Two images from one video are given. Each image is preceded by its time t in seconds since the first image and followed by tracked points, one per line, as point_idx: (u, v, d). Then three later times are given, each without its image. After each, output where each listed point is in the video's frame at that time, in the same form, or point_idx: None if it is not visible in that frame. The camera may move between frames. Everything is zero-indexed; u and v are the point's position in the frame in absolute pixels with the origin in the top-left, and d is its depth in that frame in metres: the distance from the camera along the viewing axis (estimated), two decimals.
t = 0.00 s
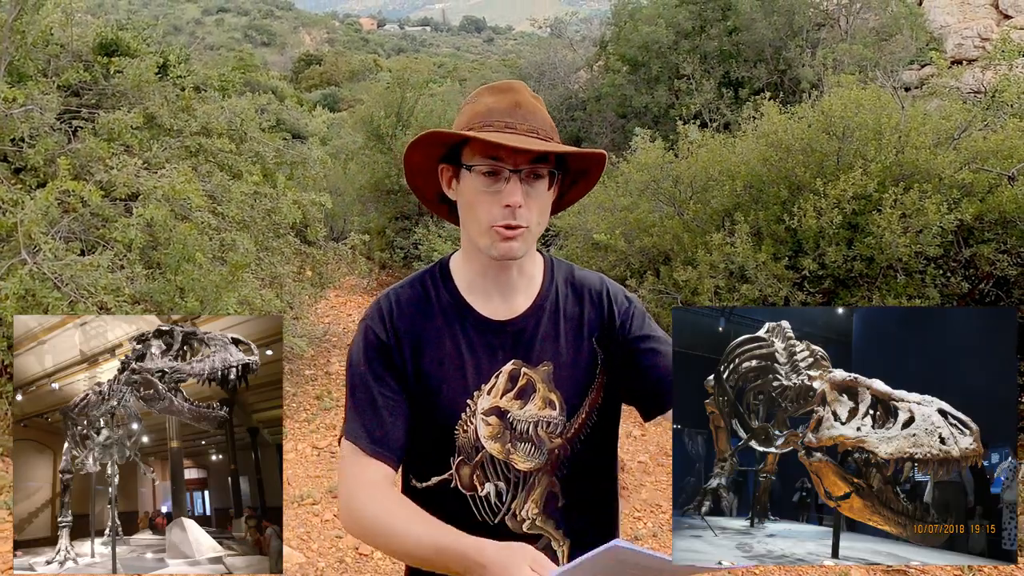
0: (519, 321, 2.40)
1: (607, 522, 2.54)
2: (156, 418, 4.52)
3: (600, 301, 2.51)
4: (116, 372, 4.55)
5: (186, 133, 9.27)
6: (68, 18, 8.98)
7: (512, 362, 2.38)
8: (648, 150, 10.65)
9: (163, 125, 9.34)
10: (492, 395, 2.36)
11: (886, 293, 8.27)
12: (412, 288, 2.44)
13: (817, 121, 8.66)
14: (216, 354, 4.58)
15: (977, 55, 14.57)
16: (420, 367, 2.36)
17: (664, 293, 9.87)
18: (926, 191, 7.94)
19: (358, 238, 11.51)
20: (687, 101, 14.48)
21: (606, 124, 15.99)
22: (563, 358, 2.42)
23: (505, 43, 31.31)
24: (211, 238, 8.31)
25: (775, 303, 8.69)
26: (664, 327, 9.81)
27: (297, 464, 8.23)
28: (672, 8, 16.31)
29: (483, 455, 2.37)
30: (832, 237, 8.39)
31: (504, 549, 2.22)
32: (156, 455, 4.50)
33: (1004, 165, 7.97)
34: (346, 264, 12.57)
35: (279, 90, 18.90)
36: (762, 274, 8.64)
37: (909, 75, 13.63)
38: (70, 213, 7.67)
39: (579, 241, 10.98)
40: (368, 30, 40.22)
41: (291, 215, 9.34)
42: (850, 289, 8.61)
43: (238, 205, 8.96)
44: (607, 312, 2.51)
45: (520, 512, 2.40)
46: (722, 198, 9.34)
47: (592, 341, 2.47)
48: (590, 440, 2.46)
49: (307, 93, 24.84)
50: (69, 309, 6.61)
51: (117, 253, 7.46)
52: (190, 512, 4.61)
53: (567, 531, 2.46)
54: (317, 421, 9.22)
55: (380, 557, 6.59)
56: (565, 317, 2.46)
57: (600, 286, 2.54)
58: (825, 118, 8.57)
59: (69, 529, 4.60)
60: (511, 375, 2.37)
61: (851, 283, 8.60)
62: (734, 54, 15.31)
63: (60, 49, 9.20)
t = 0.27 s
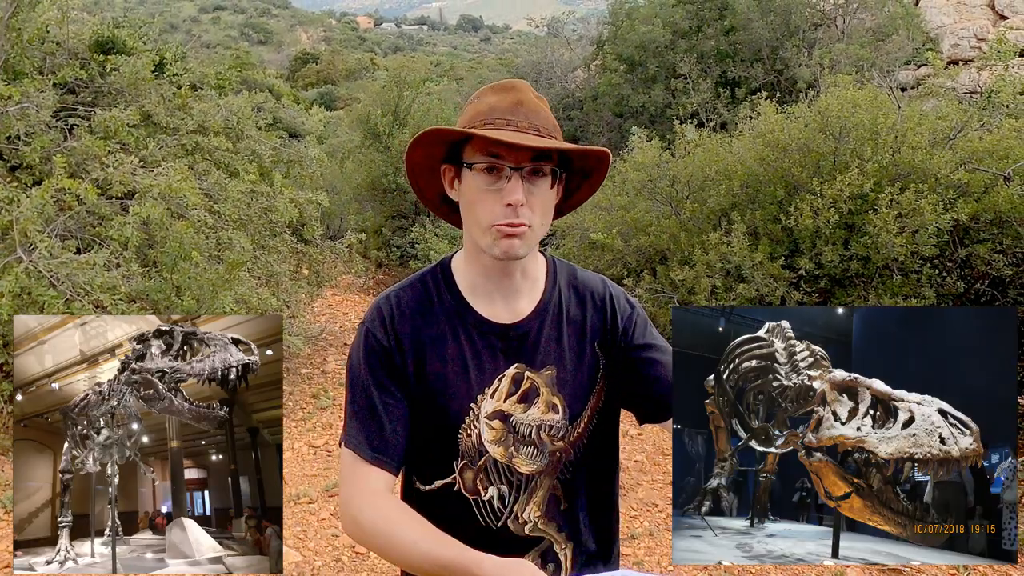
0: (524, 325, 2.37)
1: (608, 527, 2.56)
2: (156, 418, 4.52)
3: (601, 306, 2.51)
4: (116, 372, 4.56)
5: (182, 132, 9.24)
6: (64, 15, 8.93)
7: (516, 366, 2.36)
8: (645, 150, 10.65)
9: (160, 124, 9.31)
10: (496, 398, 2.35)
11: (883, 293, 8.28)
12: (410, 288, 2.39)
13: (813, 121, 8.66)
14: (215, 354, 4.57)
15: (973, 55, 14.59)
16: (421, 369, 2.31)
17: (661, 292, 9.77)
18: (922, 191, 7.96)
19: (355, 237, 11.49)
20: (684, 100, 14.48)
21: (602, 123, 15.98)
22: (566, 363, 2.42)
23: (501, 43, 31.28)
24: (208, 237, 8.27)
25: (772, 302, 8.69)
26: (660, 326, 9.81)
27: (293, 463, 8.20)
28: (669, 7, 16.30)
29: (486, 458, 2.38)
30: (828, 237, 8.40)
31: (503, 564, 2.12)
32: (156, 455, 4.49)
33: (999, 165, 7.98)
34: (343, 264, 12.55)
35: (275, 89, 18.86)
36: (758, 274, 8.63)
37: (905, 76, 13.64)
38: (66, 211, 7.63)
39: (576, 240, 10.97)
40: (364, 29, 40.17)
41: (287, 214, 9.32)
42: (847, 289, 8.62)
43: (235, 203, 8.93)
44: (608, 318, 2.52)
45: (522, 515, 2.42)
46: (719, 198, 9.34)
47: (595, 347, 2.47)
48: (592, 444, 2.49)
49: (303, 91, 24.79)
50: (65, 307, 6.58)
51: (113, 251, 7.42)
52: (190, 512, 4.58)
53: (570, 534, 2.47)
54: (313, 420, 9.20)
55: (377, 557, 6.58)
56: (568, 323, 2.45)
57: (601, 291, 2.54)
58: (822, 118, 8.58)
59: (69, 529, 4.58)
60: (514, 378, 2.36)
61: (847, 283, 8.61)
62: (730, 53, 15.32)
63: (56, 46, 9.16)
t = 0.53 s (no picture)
0: (522, 328, 2.50)
1: (605, 538, 2.65)
2: (156, 418, 4.52)
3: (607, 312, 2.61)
4: (116, 372, 4.56)
5: (181, 130, 9.22)
6: (63, 13, 8.91)
7: (515, 370, 2.49)
8: (644, 149, 10.64)
9: (158, 122, 9.29)
10: (493, 402, 2.48)
11: (882, 292, 8.28)
12: (418, 290, 2.57)
13: (812, 120, 8.65)
14: (215, 354, 4.56)
15: (972, 55, 14.60)
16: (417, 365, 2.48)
17: (660, 292, 9.75)
18: (921, 191, 7.96)
19: (353, 236, 11.47)
20: (683, 100, 14.49)
21: (601, 122, 15.98)
22: (567, 368, 2.53)
23: (500, 42, 31.26)
24: (207, 235, 8.26)
25: (771, 302, 8.69)
26: (660, 326, 9.79)
27: (292, 462, 8.19)
28: (668, 7, 16.29)
29: (481, 461, 2.51)
30: (827, 236, 8.40)
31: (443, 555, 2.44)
32: (156, 455, 4.49)
33: (998, 165, 7.96)
34: (341, 263, 12.54)
35: (274, 87, 18.84)
36: (758, 273, 8.62)
37: (904, 76, 13.64)
38: (65, 209, 7.62)
39: (575, 240, 10.96)
40: (363, 28, 40.14)
41: (286, 213, 9.31)
42: (846, 288, 8.62)
43: (234, 202, 8.91)
44: (613, 326, 2.61)
45: (513, 518, 2.54)
46: (718, 197, 9.35)
47: (598, 356, 2.58)
48: (592, 453, 2.58)
49: (302, 90, 24.74)
50: (63, 306, 6.56)
51: (112, 249, 7.41)
52: (190, 512, 4.57)
53: (562, 541, 2.58)
54: (312, 419, 9.19)
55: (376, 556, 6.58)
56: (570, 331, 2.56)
57: (610, 299, 2.64)
58: (820, 117, 8.58)
59: (69, 529, 4.57)
60: (513, 383, 2.49)
61: (846, 282, 8.61)
62: (729, 53, 15.34)
63: (55, 45, 9.14)
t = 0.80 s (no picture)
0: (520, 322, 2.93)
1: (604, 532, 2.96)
2: (156, 418, 4.55)
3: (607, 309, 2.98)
4: (116, 372, 4.59)
5: (184, 132, 9.25)
6: (66, 15, 8.94)
7: (509, 367, 2.88)
8: (646, 151, 10.65)
9: (161, 124, 9.32)
10: (487, 396, 2.87)
11: (884, 294, 8.27)
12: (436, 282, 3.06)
13: (814, 121, 8.64)
14: (215, 355, 4.54)
15: (975, 56, 14.58)
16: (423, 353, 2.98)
17: (662, 293, 9.75)
18: (924, 192, 7.94)
19: (356, 237, 11.48)
20: (686, 101, 14.50)
21: (604, 124, 15.98)
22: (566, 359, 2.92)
23: (504, 44, 31.27)
24: (209, 236, 8.28)
25: (773, 303, 8.69)
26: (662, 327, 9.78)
27: (295, 463, 8.21)
28: (670, 8, 16.29)
29: (477, 453, 2.89)
30: (829, 237, 8.40)
31: None
32: (156, 455, 4.51)
33: (1000, 167, 7.98)
34: (344, 264, 12.56)
35: (277, 89, 18.87)
36: (760, 275, 8.62)
37: (907, 77, 13.63)
38: (68, 211, 7.64)
39: (577, 241, 10.97)
40: (366, 29, 40.17)
41: (289, 214, 9.33)
42: (848, 290, 8.62)
43: (237, 203, 8.93)
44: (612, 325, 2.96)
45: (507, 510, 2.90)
46: (720, 199, 9.35)
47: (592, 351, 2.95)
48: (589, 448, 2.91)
49: (305, 92, 24.78)
50: (66, 307, 6.58)
51: (115, 250, 7.43)
52: (190, 512, 4.58)
53: (552, 534, 2.94)
54: (314, 420, 9.21)
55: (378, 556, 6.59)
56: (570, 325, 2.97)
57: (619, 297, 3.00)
58: (823, 118, 8.56)
59: (69, 529, 4.59)
60: (508, 378, 2.87)
61: (848, 283, 8.60)
62: (732, 54, 15.34)
63: (58, 47, 9.17)
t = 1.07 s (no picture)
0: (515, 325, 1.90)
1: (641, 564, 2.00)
2: (156, 418, 4.51)
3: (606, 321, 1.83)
4: (116, 372, 4.49)
5: (181, 131, 9.22)
6: (62, 14, 8.89)
7: (507, 362, 1.91)
8: (644, 150, 10.62)
9: (158, 123, 9.28)
10: (483, 392, 1.92)
11: (881, 293, 8.29)
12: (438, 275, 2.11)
13: (811, 121, 8.63)
14: (215, 354, 4.44)
15: (971, 56, 14.61)
16: (416, 356, 2.04)
17: (659, 292, 9.75)
18: (921, 192, 7.95)
19: (353, 237, 11.44)
20: (683, 101, 14.50)
21: (601, 124, 15.98)
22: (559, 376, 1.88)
23: (500, 44, 31.28)
24: (206, 236, 8.26)
25: (770, 303, 8.69)
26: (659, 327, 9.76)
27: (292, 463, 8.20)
28: (667, 8, 16.28)
29: (470, 451, 1.98)
30: (827, 237, 8.40)
31: None
32: (156, 455, 4.52)
33: (996, 167, 8.00)
34: (341, 264, 12.53)
35: (273, 89, 18.83)
36: (757, 275, 8.63)
37: (903, 77, 13.65)
38: (65, 211, 7.61)
39: (574, 241, 10.94)
40: (362, 29, 40.14)
41: (286, 214, 9.30)
42: (845, 289, 8.63)
43: (233, 203, 8.90)
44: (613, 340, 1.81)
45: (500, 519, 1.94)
46: (717, 198, 9.34)
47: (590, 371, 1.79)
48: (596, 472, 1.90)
49: (302, 92, 24.77)
50: (63, 307, 6.55)
51: (112, 250, 7.40)
52: (190, 512, 4.63)
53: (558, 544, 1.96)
54: (312, 420, 9.19)
55: (376, 556, 6.56)
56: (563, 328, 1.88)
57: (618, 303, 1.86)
58: (819, 119, 8.56)
59: (69, 530, 4.62)
60: (503, 374, 1.90)
61: (845, 283, 8.61)
62: (729, 54, 15.35)
63: (54, 46, 9.11)
